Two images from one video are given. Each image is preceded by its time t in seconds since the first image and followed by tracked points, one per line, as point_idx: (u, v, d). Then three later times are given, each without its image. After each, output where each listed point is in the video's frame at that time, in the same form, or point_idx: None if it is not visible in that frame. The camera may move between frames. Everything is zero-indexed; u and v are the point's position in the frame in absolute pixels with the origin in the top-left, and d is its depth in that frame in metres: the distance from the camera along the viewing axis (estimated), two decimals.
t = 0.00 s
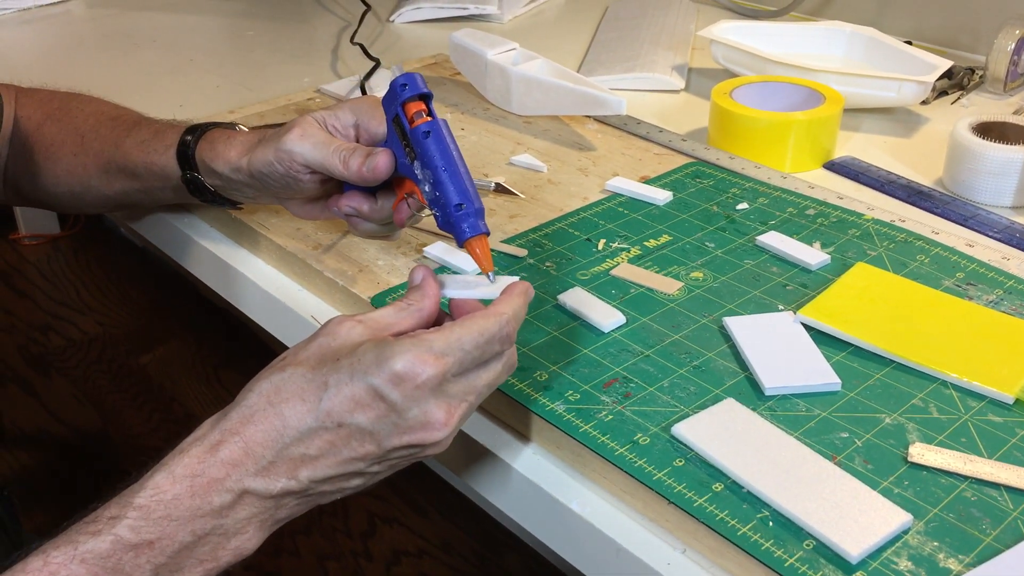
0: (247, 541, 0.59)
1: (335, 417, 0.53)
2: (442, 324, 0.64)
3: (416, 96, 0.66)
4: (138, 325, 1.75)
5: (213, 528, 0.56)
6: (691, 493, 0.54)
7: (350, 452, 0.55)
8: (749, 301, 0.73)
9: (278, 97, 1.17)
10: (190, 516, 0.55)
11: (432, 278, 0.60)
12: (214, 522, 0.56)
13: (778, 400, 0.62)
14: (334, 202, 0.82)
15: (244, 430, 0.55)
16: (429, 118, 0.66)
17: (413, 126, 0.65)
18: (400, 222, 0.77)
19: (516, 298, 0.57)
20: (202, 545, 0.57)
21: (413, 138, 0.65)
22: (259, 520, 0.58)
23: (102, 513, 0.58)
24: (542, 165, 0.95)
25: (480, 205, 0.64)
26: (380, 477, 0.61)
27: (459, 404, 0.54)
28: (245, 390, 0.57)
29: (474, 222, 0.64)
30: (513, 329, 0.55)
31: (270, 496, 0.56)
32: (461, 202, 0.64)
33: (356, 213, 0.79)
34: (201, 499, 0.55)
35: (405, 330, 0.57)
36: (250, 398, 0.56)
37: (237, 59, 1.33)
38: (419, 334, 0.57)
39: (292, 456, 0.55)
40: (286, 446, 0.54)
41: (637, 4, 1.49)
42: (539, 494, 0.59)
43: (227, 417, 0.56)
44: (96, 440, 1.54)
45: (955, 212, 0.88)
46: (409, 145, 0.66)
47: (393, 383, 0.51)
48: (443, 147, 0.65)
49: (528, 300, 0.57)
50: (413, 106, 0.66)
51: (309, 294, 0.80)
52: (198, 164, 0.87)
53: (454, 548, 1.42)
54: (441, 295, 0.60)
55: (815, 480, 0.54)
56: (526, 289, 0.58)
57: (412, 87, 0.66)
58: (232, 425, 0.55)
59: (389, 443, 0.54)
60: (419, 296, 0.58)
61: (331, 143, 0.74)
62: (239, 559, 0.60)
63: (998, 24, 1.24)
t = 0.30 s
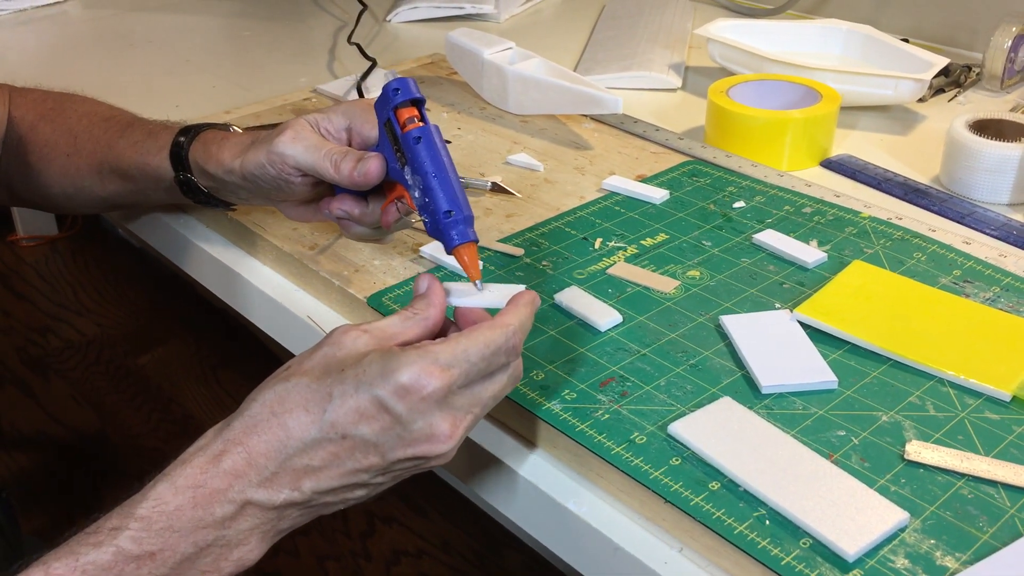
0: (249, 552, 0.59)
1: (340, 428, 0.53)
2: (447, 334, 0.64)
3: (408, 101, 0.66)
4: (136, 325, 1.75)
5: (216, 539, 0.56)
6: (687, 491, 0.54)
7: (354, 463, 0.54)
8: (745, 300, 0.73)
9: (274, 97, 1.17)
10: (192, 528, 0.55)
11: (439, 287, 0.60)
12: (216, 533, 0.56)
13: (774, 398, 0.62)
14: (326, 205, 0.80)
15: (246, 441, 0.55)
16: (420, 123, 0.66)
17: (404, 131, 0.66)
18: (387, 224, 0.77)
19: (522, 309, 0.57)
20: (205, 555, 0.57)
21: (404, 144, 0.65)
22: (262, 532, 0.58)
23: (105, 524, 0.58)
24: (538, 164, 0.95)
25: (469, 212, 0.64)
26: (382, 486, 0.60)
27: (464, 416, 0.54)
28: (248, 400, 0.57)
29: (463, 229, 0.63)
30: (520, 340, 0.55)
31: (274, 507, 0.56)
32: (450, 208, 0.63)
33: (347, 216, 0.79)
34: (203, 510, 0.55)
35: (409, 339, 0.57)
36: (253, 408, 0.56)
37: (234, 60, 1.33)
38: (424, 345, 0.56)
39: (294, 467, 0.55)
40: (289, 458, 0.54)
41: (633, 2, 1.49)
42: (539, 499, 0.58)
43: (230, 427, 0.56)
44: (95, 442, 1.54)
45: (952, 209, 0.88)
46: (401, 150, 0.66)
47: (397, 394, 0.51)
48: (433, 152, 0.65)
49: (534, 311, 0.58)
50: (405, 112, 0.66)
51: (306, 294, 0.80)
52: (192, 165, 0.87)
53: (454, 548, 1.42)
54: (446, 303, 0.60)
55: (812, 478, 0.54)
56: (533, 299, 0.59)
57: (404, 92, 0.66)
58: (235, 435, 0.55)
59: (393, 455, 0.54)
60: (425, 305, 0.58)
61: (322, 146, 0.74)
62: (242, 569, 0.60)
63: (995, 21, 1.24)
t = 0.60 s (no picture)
0: (248, 563, 0.59)
1: (338, 441, 0.53)
2: (449, 346, 0.65)
3: (398, 111, 0.66)
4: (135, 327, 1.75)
5: (214, 551, 0.57)
6: (681, 495, 0.54)
7: (352, 475, 0.55)
8: (740, 302, 0.73)
9: (271, 101, 1.17)
10: (190, 540, 0.56)
11: (441, 299, 0.60)
12: (215, 545, 0.56)
13: (768, 401, 0.62)
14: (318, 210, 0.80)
15: (244, 453, 0.55)
16: (410, 133, 0.66)
17: (393, 140, 0.65)
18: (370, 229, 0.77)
19: (522, 322, 0.57)
20: (204, 567, 0.57)
21: (394, 154, 0.65)
22: (260, 543, 0.58)
23: (103, 536, 0.58)
24: (534, 167, 0.95)
25: (457, 223, 0.64)
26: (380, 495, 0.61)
27: (462, 430, 0.55)
28: (247, 411, 0.57)
29: (450, 240, 0.64)
30: (520, 354, 0.55)
31: (272, 519, 0.56)
32: (438, 219, 0.63)
33: (337, 223, 0.78)
34: (202, 522, 0.55)
35: (409, 351, 0.57)
36: (251, 420, 0.56)
37: (231, 64, 1.33)
38: (424, 358, 0.57)
39: (293, 479, 0.55)
40: (288, 470, 0.54)
41: (630, 4, 1.49)
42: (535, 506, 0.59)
43: (229, 438, 0.57)
44: (94, 445, 1.54)
45: (947, 211, 0.89)
46: (390, 160, 0.66)
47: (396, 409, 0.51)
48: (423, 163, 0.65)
49: (534, 323, 0.58)
50: (395, 122, 0.66)
51: (302, 299, 0.80)
52: (184, 172, 0.88)
53: (453, 549, 1.42)
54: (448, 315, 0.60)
55: (805, 481, 0.55)
56: (534, 312, 0.59)
57: (395, 102, 0.66)
58: (233, 447, 0.56)
59: (392, 468, 0.54)
60: (426, 317, 0.58)
61: (313, 154, 0.74)
62: None
63: (990, 21, 1.24)
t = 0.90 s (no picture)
0: (250, 560, 0.59)
1: (340, 438, 0.53)
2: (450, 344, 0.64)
3: (393, 109, 0.66)
4: (137, 329, 1.75)
5: (216, 547, 0.57)
6: (682, 491, 0.54)
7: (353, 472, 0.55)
8: (740, 299, 0.73)
9: (271, 100, 1.17)
10: (193, 537, 0.56)
11: (441, 296, 0.59)
12: (217, 541, 0.56)
13: (769, 398, 0.62)
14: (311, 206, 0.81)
15: (246, 450, 0.55)
16: (404, 132, 0.66)
17: (387, 138, 0.66)
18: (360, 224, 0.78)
19: (524, 319, 0.57)
20: (206, 564, 0.57)
21: (387, 151, 0.66)
22: (262, 539, 0.58)
23: (106, 533, 0.58)
24: (535, 165, 0.95)
25: (449, 221, 0.65)
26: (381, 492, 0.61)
27: (464, 427, 0.55)
28: (250, 408, 0.57)
29: (442, 238, 0.64)
30: (521, 352, 0.54)
31: (274, 515, 0.56)
32: (430, 218, 0.64)
33: (331, 218, 0.79)
34: (204, 518, 0.56)
35: (411, 350, 0.57)
36: (253, 418, 0.56)
37: (232, 63, 1.33)
38: (426, 356, 0.56)
39: (294, 475, 0.55)
40: (289, 467, 0.54)
41: (630, 3, 1.49)
42: (537, 503, 0.59)
43: (231, 435, 0.57)
44: (96, 445, 1.54)
45: (949, 208, 0.88)
46: (383, 158, 0.66)
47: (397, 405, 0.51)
48: (416, 162, 0.65)
49: (535, 321, 0.57)
50: (390, 120, 0.66)
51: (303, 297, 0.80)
52: (181, 168, 0.88)
53: (455, 548, 1.42)
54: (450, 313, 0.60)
55: (807, 477, 0.55)
56: (534, 309, 0.59)
57: (389, 100, 0.66)
58: (235, 444, 0.56)
59: (393, 466, 0.54)
60: (427, 316, 0.58)
61: (308, 151, 0.75)
62: None
63: (992, 19, 1.24)
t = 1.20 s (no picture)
0: (248, 560, 0.59)
1: (337, 439, 0.53)
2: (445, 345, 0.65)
3: (395, 104, 0.67)
4: (142, 332, 1.75)
5: (215, 548, 0.57)
6: (681, 493, 0.54)
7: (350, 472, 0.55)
8: (741, 301, 0.73)
9: (273, 102, 1.18)
10: (191, 537, 0.56)
11: (435, 299, 0.60)
12: (215, 542, 0.57)
13: (768, 400, 0.62)
14: (316, 203, 0.81)
15: (243, 451, 0.55)
16: (407, 126, 0.67)
17: (390, 132, 0.66)
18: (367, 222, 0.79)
19: (517, 319, 0.58)
20: (204, 564, 0.58)
21: (391, 145, 0.66)
22: (260, 540, 0.59)
23: (105, 534, 0.59)
24: (535, 167, 0.96)
25: (453, 213, 0.65)
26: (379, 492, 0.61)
27: (460, 427, 0.55)
28: (248, 409, 0.57)
29: (447, 230, 0.64)
30: (516, 351, 0.55)
31: (272, 516, 0.57)
32: (434, 209, 0.64)
33: (336, 216, 0.80)
34: (202, 519, 0.56)
35: (407, 352, 0.57)
36: (251, 419, 0.56)
37: (234, 66, 1.33)
38: (422, 357, 0.57)
39: (292, 476, 0.55)
40: (287, 468, 0.55)
41: (632, 5, 1.49)
42: (534, 503, 0.59)
43: (228, 437, 0.57)
44: (99, 447, 1.54)
45: (949, 209, 0.89)
46: (387, 153, 0.67)
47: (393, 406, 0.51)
48: (419, 155, 0.66)
49: (528, 321, 0.58)
50: (393, 114, 0.67)
51: (303, 300, 0.80)
52: (185, 170, 0.88)
53: (457, 550, 1.42)
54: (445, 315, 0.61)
55: (805, 479, 0.55)
56: (527, 309, 0.60)
57: (392, 94, 0.67)
58: (233, 445, 0.56)
59: (390, 465, 0.55)
60: (422, 318, 0.59)
61: (311, 149, 0.75)
62: None
63: (994, 20, 1.24)
